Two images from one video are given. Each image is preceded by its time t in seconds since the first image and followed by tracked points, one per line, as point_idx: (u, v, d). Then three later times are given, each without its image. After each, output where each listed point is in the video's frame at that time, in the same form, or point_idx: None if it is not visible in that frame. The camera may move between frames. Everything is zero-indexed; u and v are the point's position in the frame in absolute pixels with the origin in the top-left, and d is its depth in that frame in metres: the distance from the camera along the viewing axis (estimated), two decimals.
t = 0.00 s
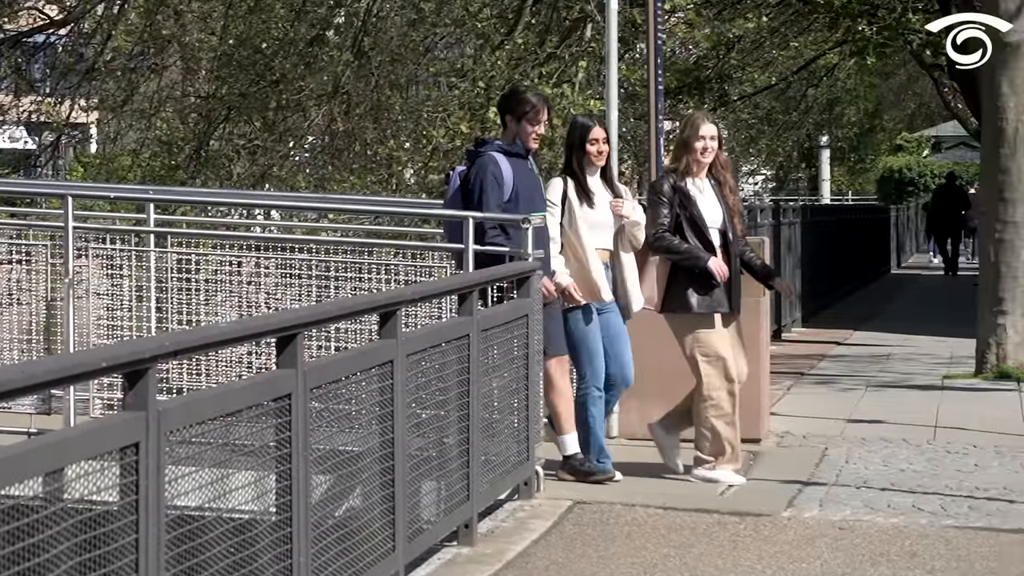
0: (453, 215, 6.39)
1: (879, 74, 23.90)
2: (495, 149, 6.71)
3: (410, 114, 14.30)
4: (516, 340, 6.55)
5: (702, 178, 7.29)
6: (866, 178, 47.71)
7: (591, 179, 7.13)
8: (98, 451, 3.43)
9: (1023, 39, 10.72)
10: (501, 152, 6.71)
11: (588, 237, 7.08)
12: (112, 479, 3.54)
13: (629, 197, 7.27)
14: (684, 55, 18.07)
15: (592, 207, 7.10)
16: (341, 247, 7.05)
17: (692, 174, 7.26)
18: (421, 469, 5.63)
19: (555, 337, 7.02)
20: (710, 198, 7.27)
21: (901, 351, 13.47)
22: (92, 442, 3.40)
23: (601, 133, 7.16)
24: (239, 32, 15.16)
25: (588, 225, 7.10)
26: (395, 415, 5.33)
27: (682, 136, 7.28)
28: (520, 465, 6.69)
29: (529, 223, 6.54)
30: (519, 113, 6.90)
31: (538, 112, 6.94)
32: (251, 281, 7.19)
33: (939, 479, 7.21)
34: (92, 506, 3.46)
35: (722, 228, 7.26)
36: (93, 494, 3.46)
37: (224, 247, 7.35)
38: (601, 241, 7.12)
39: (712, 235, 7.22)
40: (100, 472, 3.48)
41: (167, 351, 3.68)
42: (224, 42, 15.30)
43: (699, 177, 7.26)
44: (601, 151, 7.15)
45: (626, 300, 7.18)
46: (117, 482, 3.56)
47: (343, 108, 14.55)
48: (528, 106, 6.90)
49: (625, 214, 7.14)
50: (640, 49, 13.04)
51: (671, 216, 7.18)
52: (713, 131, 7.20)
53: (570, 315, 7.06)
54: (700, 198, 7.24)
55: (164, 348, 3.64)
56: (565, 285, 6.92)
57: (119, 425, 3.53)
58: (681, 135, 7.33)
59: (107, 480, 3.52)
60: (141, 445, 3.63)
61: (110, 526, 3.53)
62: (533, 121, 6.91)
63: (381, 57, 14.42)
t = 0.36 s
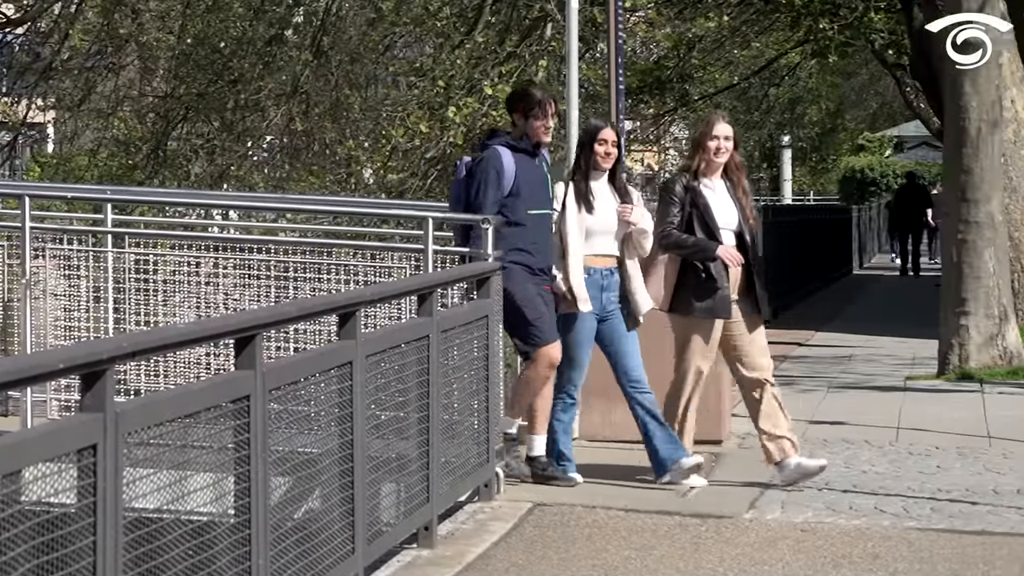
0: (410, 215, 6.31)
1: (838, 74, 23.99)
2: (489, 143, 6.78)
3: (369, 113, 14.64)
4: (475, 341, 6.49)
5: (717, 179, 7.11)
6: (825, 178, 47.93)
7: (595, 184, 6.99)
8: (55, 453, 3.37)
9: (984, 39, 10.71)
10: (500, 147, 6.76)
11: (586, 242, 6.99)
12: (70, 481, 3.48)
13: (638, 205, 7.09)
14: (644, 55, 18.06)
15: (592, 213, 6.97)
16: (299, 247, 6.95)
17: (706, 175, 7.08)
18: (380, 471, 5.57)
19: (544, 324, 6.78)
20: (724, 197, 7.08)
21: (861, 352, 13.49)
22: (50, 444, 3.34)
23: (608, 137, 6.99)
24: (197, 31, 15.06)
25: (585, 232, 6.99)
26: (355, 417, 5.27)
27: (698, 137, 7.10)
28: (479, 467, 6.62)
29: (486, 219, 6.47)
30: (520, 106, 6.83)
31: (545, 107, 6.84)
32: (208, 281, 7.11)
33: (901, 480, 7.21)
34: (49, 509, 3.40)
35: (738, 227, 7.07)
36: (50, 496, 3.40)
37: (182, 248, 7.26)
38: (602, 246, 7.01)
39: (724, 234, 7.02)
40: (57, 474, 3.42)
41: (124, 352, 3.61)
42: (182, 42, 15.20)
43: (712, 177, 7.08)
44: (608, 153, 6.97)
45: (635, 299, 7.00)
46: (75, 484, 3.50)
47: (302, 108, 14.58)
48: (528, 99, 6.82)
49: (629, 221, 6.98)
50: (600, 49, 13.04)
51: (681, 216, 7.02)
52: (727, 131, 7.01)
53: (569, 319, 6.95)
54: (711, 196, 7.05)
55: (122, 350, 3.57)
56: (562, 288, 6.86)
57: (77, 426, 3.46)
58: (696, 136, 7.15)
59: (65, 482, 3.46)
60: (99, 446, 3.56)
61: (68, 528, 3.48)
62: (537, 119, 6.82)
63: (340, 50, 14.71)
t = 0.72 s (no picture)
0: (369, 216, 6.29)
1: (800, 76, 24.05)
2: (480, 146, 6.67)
3: (329, 113, 14.71)
4: (435, 342, 6.46)
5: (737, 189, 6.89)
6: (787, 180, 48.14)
7: (613, 192, 6.77)
8: (14, 456, 3.34)
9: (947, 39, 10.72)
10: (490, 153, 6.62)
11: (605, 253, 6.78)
12: (28, 483, 3.46)
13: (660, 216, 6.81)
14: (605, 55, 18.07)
15: (611, 221, 6.76)
16: (259, 248, 6.89)
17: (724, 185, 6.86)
18: (341, 473, 5.54)
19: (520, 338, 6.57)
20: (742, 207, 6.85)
21: (822, 352, 13.53)
22: (10, 446, 3.31)
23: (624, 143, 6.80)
24: (156, 31, 14.99)
25: (604, 240, 6.78)
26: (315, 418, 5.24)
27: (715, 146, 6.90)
28: (440, 469, 6.59)
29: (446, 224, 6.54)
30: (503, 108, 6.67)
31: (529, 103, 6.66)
32: (167, 281, 7.05)
33: (863, 481, 7.22)
34: (8, 511, 3.38)
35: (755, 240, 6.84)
36: (11, 498, 3.39)
37: (141, 248, 7.20)
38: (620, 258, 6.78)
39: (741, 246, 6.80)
40: (16, 476, 3.40)
41: (84, 353, 3.57)
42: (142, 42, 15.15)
43: (731, 189, 6.87)
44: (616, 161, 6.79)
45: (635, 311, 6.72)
46: (34, 486, 3.47)
47: (261, 109, 14.60)
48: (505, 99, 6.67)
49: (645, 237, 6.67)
50: (561, 49, 13.07)
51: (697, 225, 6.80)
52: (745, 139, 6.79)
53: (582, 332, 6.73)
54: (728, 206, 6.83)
55: (81, 351, 3.53)
56: (570, 306, 6.63)
57: (36, 428, 3.43)
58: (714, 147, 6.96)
59: (24, 484, 3.44)
60: (58, 448, 3.52)
61: (26, 530, 3.46)
62: (524, 120, 6.63)
63: (300, 52, 14.71)
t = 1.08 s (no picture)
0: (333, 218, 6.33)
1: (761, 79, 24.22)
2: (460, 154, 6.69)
3: (294, 117, 14.27)
4: (399, 343, 6.51)
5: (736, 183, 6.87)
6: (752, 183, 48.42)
7: (616, 188, 6.82)
8: None
9: (907, 43, 10.81)
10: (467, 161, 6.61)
11: (607, 248, 6.80)
12: None
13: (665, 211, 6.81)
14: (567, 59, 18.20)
15: (612, 217, 6.79)
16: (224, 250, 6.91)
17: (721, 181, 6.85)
18: (305, 473, 5.59)
19: (497, 346, 6.56)
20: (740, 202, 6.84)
21: (784, 354, 13.64)
22: None
23: (626, 139, 6.84)
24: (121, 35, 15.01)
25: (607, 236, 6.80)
26: (280, 419, 5.29)
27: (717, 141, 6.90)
28: (404, 468, 6.64)
29: (411, 228, 6.53)
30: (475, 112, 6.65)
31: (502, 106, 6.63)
32: (132, 283, 7.09)
33: (823, 481, 7.31)
34: None
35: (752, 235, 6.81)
36: None
37: (107, 251, 7.24)
38: (622, 252, 6.82)
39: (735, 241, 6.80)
40: None
41: (51, 354, 3.62)
42: (107, 47, 15.17)
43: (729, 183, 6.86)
44: (618, 158, 6.84)
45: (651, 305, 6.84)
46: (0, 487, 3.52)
47: (227, 114, 14.63)
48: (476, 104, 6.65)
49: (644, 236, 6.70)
50: (524, 53, 13.14)
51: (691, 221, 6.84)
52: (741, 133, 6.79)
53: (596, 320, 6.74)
54: (722, 201, 6.83)
55: (48, 353, 3.58)
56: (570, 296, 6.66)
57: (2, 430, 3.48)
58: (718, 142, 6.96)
59: None
60: (25, 449, 3.58)
61: None
62: (494, 125, 6.60)
63: (264, 57, 14.47)
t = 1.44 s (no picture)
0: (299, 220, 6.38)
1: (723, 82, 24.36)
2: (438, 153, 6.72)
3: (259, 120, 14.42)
4: (364, 344, 6.57)
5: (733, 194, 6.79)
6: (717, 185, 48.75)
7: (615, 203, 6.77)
8: None
9: (867, 47, 10.91)
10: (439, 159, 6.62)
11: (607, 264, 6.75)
12: None
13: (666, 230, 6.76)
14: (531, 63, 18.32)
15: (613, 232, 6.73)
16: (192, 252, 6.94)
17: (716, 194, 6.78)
18: (271, 472, 5.64)
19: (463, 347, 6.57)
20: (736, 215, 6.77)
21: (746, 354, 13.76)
22: None
23: (625, 150, 6.78)
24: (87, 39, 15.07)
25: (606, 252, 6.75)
26: (246, 420, 5.34)
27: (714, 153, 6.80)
28: (369, 468, 6.69)
29: (377, 228, 6.61)
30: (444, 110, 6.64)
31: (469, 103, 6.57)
32: (100, 285, 7.13)
33: (784, 481, 7.40)
34: None
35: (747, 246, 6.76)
36: None
37: (75, 252, 7.28)
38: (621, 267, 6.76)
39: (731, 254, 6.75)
40: None
41: (19, 356, 3.66)
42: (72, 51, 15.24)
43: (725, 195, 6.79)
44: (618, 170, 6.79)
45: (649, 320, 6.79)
46: None
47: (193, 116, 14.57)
48: (447, 101, 6.63)
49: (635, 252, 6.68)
50: (487, 57, 13.20)
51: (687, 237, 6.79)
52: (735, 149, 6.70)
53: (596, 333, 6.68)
54: (717, 215, 6.77)
55: (17, 354, 3.62)
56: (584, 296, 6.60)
57: None
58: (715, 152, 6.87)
59: None
60: None
61: None
62: (458, 124, 6.57)
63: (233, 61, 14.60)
